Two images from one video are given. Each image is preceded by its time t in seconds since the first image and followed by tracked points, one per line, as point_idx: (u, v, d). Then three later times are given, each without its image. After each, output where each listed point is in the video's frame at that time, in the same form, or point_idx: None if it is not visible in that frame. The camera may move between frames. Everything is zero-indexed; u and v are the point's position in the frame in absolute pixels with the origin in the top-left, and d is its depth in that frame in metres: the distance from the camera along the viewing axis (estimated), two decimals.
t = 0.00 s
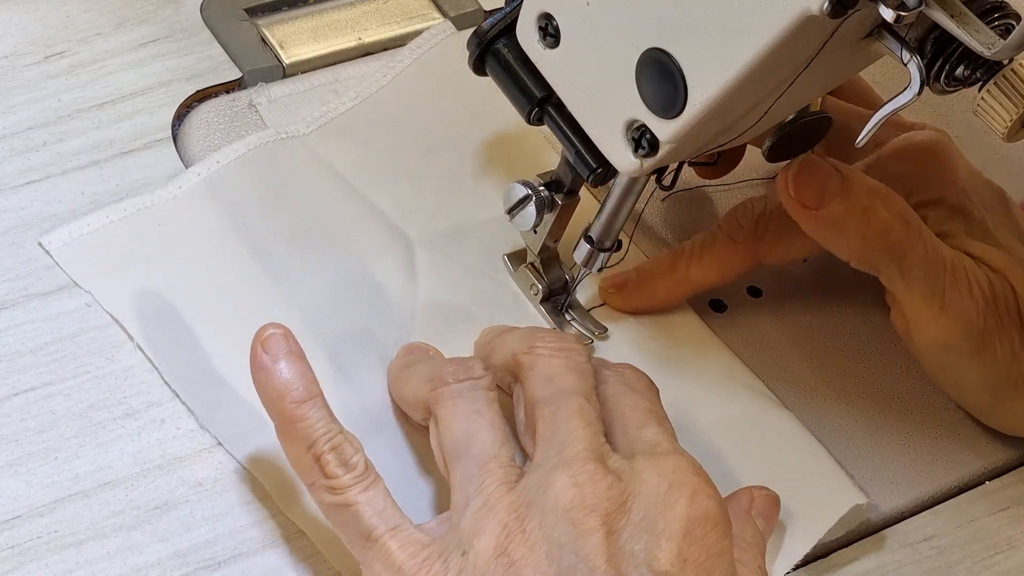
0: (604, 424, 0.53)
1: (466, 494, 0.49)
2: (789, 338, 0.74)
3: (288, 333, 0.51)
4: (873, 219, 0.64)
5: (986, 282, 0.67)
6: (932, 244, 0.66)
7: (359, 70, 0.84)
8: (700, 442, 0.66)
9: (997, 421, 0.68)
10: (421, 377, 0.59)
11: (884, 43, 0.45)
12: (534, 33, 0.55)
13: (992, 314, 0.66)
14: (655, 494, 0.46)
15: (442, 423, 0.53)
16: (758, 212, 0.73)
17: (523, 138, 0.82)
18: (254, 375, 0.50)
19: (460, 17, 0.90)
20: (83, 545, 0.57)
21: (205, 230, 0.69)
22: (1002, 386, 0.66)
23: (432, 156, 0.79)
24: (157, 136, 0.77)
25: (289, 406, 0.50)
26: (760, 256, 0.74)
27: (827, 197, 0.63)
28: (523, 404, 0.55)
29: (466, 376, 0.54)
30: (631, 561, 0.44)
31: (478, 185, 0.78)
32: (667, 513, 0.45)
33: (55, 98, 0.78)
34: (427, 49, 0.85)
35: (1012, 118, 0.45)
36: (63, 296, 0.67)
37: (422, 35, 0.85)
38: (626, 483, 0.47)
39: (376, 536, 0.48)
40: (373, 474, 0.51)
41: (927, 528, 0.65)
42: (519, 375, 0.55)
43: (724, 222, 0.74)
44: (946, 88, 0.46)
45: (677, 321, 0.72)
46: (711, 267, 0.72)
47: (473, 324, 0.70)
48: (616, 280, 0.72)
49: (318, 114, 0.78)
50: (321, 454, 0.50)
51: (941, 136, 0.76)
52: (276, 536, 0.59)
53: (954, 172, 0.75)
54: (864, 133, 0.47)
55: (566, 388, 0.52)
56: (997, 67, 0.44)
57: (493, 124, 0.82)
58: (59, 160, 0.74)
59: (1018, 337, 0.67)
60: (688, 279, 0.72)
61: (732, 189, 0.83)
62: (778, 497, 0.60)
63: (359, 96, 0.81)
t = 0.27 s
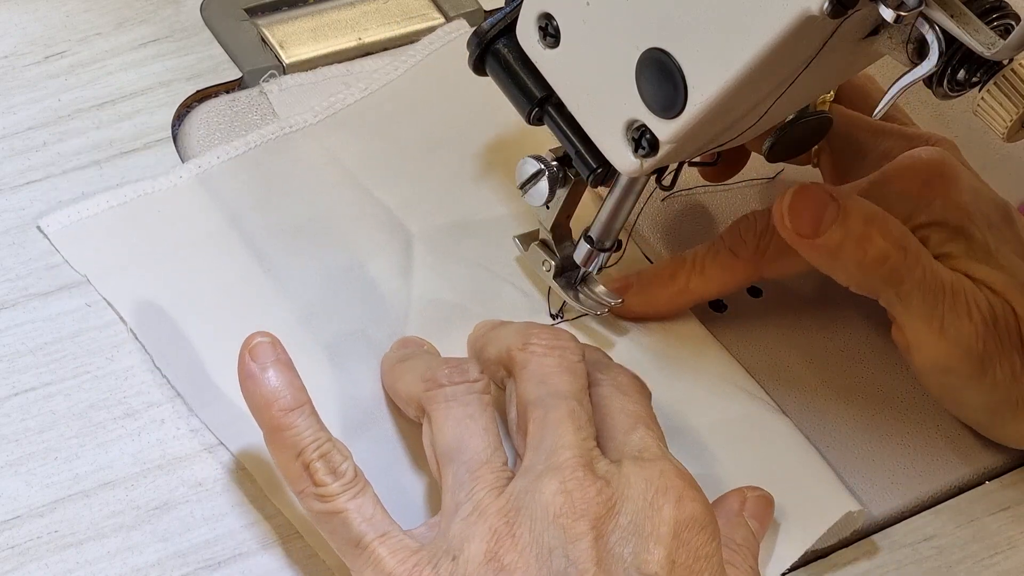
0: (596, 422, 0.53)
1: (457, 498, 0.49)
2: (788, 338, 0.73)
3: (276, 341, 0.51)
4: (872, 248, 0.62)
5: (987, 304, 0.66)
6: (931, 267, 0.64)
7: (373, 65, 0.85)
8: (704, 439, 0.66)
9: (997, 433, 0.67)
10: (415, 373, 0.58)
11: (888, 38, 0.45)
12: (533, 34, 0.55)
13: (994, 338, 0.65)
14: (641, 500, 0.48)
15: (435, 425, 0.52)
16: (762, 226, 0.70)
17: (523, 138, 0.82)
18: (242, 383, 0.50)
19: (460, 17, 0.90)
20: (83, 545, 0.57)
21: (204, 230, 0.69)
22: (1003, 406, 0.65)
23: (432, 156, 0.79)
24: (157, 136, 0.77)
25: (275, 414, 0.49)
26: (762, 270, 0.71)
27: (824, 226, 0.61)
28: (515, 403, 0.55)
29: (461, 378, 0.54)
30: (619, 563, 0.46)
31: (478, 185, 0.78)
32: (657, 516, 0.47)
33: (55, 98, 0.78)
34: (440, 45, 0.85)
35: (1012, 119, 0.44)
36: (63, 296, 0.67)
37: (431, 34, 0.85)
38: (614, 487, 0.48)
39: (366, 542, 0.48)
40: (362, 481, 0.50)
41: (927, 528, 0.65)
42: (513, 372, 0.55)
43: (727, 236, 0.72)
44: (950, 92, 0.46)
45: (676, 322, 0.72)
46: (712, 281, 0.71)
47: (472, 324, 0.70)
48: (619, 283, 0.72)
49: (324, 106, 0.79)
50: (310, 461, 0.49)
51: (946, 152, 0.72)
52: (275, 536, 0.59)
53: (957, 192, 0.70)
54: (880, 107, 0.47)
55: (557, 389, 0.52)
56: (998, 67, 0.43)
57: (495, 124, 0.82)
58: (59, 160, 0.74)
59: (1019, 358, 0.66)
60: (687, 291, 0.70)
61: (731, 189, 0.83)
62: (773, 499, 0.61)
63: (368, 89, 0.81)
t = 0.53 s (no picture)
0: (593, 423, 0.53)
1: (455, 499, 0.49)
2: (788, 339, 0.74)
3: (275, 341, 0.51)
4: (870, 260, 0.62)
5: (987, 313, 0.66)
6: (930, 277, 0.64)
7: (379, 64, 0.85)
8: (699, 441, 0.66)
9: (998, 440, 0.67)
10: (414, 370, 0.58)
11: (888, 37, 0.45)
12: (533, 33, 0.55)
13: (992, 347, 0.65)
14: (640, 501, 0.48)
15: (433, 425, 0.52)
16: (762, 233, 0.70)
17: (523, 138, 0.82)
18: (241, 383, 0.50)
19: (460, 17, 0.90)
20: (83, 545, 0.57)
21: (204, 230, 0.69)
22: (1003, 415, 0.65)
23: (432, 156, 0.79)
24: (157, 136, 0.77)
25: (275, 415, 0.49)
26: (762, 277, 0.71)
27: (823, 237, 0.61)
28: (515, 402, 0.55)
29: (460, 379, 0.53)
30: (619, 564, 0.47)
31: (478, 184, 0.78)
32: (655, 517, 0.48)
33: (55, 98, 0.78)
34: (448, 44, 0.85)
35: (1012, 118, 0.44)
36: (63, 296, 0.67)
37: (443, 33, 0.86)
38: (614, 489, 0.48)
39: (364, 543, 0.48)
40: (361, 482, 0.50)
41: (927, 528, 0.65)
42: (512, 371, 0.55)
43: (729, 240, 0.72)
44: (950, 92, 0.46)
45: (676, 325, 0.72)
46: (714, 286, 0.71)
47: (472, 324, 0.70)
48: (620, 286, 0.71)
49: (330, 103, 0.79)
50: (309, 462, 0.49)
51: (947, 159, 0.72)
52: (274, 536, 0.59)
53: (958, 200, 0.70)
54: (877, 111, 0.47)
55: (556, 389, 0.52)
56: (998, 67, 0.43)
57: (496, 124, 0.82)
58: (59, 160, 0.74)
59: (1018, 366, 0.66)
60: (689, 295, 0.71)
61: (731, 189, 0.83)
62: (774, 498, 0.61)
63: (375, 86, 0.81)
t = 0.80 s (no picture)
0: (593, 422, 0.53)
1: (456, 498, 0.49)
2: (787, 339, 0.74)
3: (276, 341, 0.51)
4: (868, 265, 0.62)
5: (986, 318, 0.66)
6: (928, 283, 0.64)
7: (380, 63, 0.84)
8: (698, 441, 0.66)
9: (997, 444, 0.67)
10: (414, 369, 0.58)
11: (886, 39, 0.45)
12: (533, 33, 0.55)
13: (991, 353, 0.65)
14: (642, 499, 0.48)
15: (433, 424, 0.52)
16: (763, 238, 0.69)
17: (524, 137, 0.82)
18: (242, 383, 0.50)
19: (460, 17, 0.90)
20: (83, 545, 0.57)
21: (204, 230, 0.69)
22: (1001, 420, 0.65)
23: (432, 156, 0.79)
24: (157, 136, 0.77)
25: (276, 414, 0.49)
26: (762, 280, 0.70)
27: (820, 243, 0.61)
28: (515, 400, 0.55)
29: (460, 379, 0.53)
30: (621, 563, 0.46)
31: (478, 185, 0.78)
32: (658, 515, 0.48)
33: (55, 98, 0.78)
34: (450, 44, 0.85)
35: (1012, 119, 0.44)
36: (63, 296, 0.67)
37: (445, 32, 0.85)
38: (616, 486, 0.48)
39: (367, 541, 0.48)
40: (363, 481, 0.50)
41: (927, 528, 0.65)
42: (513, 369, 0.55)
43: (730, 242, 0.70)
44: (946, 88, 0.46)
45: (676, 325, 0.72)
46: (713, 288, 0.70)
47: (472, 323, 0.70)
48: (618, 288, 0.72)
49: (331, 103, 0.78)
50: (311, 461, 0.49)
51: (948, 163, 0.72)
52: (275, 536, 0.59)
53: (959, 205, 0.70)
54: (863, 134, 0.47)
55: (557, 388, 0.51)
56: (997, 67, 0.44)
57: (497, 124, 0.82)
58: (59, 160, 0.74)
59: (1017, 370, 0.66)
60: (689, 298, 0.70)
61: (731, 189, 0.83)
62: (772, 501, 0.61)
63: (376, 85, 0.81)
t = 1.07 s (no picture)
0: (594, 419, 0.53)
1: (457, 495, 0.49)
2: (788, 339, 0.74)
3: (276, 340, 0.51)
4: (865, 264, 0.62)
5: (985, 318, 0.65)
6: (926, 281, 0.64)
7: (380, 63, 0.84)
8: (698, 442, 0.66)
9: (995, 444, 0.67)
10: (414, 368, 0.58)
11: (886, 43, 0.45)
12: (533, 34, 0.55)
13: (989, 352, 0.65)
14: (644, 495, 0.48)
15: (434, 421, 0.52)
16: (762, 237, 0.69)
17: (524, 137, 0.82)
18: (242, 383, 0.50)
19: (460, 17, 0.90)
20: (83, 545, 0.57)
21: (204, 230, 0.69)
22: (1000, 419, 0.65)
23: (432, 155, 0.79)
24: (157, 136, 0.77)
25: (276, 414, 0.49)
26: (763, 280, 0.70)
27: (818, 240, 0.62)
28: (514, 397, 0.55)
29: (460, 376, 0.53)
30: (624, 560, 0.46)
31: (478, 184, 0.78)
32: (660, 510, 0.48)
33: (55, 98, 0.78)
34: (450, 44, 0.85)
35: (1012, 119, 0.44)
36: (63, 296, 0.67)
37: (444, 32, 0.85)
38: (618, 482, 0.48)
39: (368, 539, 0.48)
40: (363, 480, 0.50)
41: (927, 528, 0.65)
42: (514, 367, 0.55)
43: (730, 243, 0.71)
44: (947, 89, 0.46)
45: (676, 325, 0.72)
46: (713, 288, 0.70)
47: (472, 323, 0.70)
48: (618, 287, 0.72)
49: (331, 103, 0.78)
50: (310, 461, 0.49)
51: (947, 163, 0.72)
52: (275, 536, 0.59)
53: (958, 204, 0.70)
54: (865, 130, 0.47)
55: (558, 385, 0.51)
56: (998, 67, 0.44)
57: (497, 123, 0.82)
58: (59, 160, 0.74)
59: (1016, 370, 0.66)
60: (689, 298, 0.70)
61: (731, 189, 0.83)
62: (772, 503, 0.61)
63: (376, 85, 0.80)
